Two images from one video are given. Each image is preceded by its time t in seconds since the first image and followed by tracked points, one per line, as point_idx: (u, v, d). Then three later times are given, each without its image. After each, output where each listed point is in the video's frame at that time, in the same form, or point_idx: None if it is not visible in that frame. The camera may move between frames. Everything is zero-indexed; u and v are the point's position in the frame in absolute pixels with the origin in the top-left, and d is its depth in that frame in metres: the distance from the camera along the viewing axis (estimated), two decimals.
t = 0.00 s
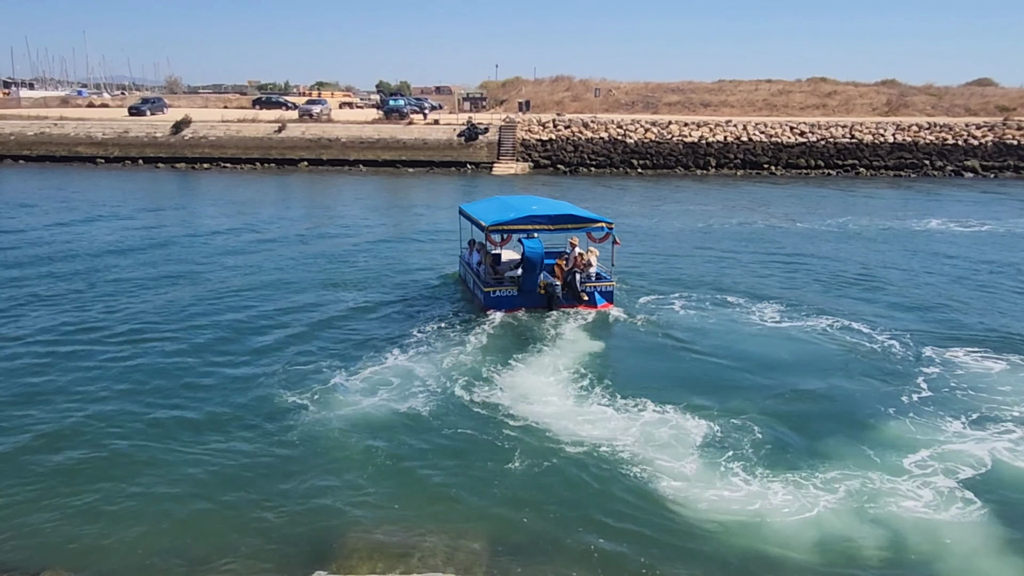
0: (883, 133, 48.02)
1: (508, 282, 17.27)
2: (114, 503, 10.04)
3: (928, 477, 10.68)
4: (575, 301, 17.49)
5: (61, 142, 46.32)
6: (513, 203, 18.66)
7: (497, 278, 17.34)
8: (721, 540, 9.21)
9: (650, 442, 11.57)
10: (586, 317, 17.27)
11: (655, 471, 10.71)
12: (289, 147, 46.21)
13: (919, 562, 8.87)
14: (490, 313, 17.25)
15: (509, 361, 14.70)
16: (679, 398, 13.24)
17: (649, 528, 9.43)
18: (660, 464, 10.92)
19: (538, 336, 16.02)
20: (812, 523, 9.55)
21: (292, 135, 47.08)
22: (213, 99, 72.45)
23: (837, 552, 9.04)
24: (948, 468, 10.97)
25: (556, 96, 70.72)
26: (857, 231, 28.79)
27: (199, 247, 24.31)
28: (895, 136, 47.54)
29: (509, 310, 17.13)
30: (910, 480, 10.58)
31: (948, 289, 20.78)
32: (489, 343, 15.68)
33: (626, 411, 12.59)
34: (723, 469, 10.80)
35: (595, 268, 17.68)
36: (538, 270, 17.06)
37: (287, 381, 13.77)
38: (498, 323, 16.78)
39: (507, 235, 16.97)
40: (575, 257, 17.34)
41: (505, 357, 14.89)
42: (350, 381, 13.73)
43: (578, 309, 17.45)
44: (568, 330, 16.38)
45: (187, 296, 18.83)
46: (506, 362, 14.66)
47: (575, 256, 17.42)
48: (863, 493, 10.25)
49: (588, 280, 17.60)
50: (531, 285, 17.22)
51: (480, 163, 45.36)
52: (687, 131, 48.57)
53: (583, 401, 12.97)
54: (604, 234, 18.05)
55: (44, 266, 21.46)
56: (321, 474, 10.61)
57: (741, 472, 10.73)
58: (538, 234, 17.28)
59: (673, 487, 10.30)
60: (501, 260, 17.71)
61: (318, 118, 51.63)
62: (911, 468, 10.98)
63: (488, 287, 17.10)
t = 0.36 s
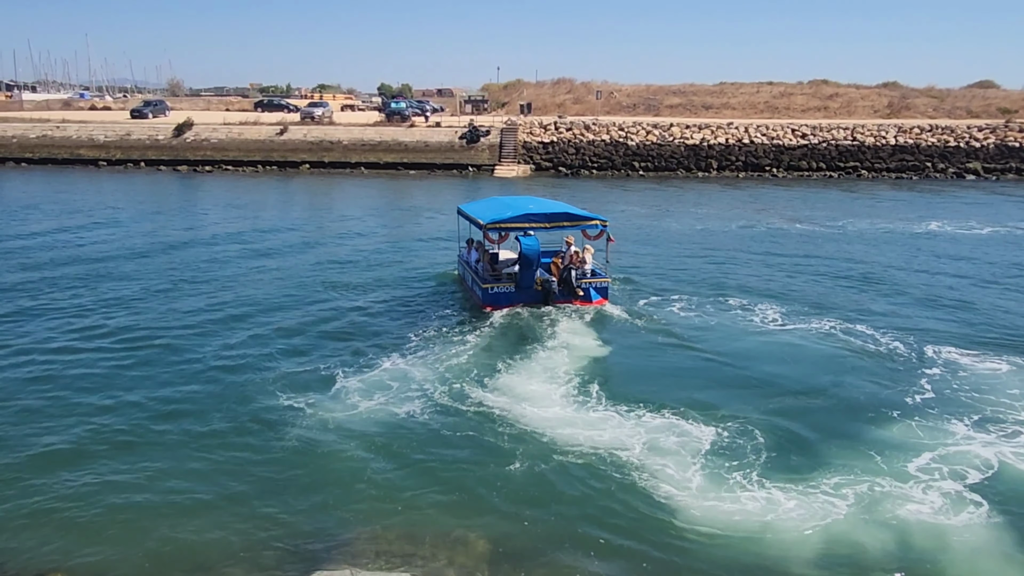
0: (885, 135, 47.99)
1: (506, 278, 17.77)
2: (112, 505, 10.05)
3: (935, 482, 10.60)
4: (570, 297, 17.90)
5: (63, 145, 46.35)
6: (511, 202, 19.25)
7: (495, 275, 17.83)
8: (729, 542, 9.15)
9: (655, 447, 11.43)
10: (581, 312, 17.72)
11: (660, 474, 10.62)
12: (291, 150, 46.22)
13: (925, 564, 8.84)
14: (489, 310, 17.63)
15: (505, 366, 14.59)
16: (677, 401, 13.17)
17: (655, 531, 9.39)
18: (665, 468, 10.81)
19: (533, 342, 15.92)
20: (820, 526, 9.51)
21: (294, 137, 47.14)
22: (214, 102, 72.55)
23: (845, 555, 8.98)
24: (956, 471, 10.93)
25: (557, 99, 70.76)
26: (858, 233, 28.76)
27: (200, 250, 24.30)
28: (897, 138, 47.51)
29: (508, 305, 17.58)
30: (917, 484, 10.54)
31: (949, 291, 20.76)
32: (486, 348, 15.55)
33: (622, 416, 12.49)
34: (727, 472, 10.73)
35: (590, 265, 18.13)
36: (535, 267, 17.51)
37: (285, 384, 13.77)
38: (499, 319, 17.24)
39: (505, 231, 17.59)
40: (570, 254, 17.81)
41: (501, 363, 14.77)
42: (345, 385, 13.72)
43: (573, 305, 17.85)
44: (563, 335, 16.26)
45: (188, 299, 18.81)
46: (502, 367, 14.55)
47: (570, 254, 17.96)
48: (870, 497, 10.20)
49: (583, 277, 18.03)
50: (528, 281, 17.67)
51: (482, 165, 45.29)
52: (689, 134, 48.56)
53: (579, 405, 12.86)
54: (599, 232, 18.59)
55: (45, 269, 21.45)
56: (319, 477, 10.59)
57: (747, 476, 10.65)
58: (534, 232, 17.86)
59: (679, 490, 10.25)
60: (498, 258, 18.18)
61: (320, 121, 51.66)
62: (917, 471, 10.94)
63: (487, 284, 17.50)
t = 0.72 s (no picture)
0: (886, 138, 48.01)
1: (502, 277, 18.33)
2: (114, 508, 10.12)
3: (939, 487, 10.60)
4: (565, 294, 18.47)
5: (66, 149, 46.50)
6: (506, 205, 19.81)
7: (492, 274, 18.39)
8: (734, 549, 9.16)
9: (663, 455, 11.39)
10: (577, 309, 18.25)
11: (666, 480, 10.62)
12: (293, 154, 46.32)
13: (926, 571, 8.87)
14: (486, 308, 18.20)
15: (504, 371, 14.60)
16: (675, 406, 13.19)
17: (660, 538, 9.40)
18: (671, 474, 10.79)
19: (533, 347, 15.91)
20: (825, 532, 9.50)
21: (295, 141, 47.25)
22: (216, 106, 72.75)
23: (850, 563, 8.98)
24: (966, 477, 10.94)
25: (559, 103, 70.88)
26: (860, 237, 28.80)
27: (202, 254, 24.41)
28: (899, 142, 47.52)
29: (505, 304, 18.12)
30: (927, 490, 10.52)
31: (950, 295, 20.79)
32: (486, 353, 15.55)
33: (618, 421, 12.51)
34: (732, 479, 10.72)
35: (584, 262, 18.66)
36: (529, 266, 18.08)
37: (284, 388, 13.81)
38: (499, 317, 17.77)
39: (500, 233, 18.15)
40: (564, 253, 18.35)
41: (500, 368, 14.79)
42: (343, 389, 13.76)
43: (568, 302, 18.40)
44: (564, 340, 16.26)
45: (190, 303, 18.92)
46: (501, 372, 14.56)
47: (565, 253, 18.50)
48: (876, 503, 10.18)
49: (577, 275, 18.57)
50: (523, 280, 18.25)
51: (484, 169, 45.30)
52: (690, 138, 48.63)
53: (574, 410, 12.89)
54: (592, 230, 19.15)
55: (48, 273, 21.54)
56: (317, 481, 10.64)
57: (753, 483, 10.63)
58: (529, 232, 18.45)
59: (683, 495, 10.25)
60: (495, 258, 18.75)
61: (322, 125, 51.81)
62: (924, 476, 10.94)
63: (484, 284, 18.08)
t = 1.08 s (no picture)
0: (888, 142, 48.04)
1: (499, 278, 18.94)
2: (118, 511, 10.20)
3: (945, 493, 10.61)
4: (559, 293, 19.15)
5: (69, 154, 46.63)
6: (503, 206, 20.49)
7: (489, 275, 19.01)
8: (739, 557, 9.14)
9: (674, 464, 11.28)
10: (572, 308, 18.94)
11: (673, 488, 10.59)
12: (295, 159, 46.43)
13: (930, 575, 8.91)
14: (484, 308, 18.77)
15: (502, 377, 14.58)
16: (672, 412, 13.14)
17: (663, 547, 9.38)
18: (679, 482, 10.77)
19: (531, 353, 15.86)
20: (829, 539, 9.50)
21: (297, 146, 47.35)
22: (219, 110, 72.89)
23: (855, 571, 8.95)
24: (974, 482, 10.96)
25: (561, 107, 71.03)
26: (861, 240, 28.83)
27: (204, 258, 24.50)
28: (900, 146, 47.54)
29: (501, 304, 18.69)
30: (935, 497, 10.51)
31: (951, 298, 20.77)
32: (485, 359, 15.52)
33: (613, 427, 12.47)
34: (736, 486, 10.69)
35: (577, 263, 19.36)
36: (525, 266, 18.74)
37: (282, 393, 13.82)
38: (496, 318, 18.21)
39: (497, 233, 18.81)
40: (559, 254, 19.06)
41: (498, 374, 14.77)
42: (341, 394, 13.77)
43: (562, 301, 19.07)
44: (563, 347, 16.20)
45: (193, 307, 19.01)
46: (499, 378, 14.53)
47: (559, 254, 19.24)
48: (882, 510, 10.16)
49: (571, 274, 19.26)
50: (519, 279, 18.87)
51: (485, 173, 45.38)
52: (692, 142, 48.69)
53: (569, 416, 12.88)
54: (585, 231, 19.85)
55: (51, 278, 21.63)
56: (315, 488, 10.64)
57: (761, 491, 10.60)
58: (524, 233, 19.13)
59: (687, 501, 10.29)
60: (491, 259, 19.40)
61: (324, 130, 51.95)
62: (929, 480, 10.97)
63: (481, 284, 18.66)
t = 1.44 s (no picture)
0: (890, 146, 48.01)
1: (496, 277, 19.51)
2: (117, 516, 10.17)
3: (951, 499, 10.55)
4: (555, 293, 19.71)
5: (72, 159, 46.66)
6: (500, 209, 21.08)
7: (486, 275, 19.57)
8: (744, 566, 9.07)
9: (687, 476, 11.05)
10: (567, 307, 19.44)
11: (684, 499, 10.43)
12: (298, 163, 46.45)
13: None
14: (481, 306, 19.34)
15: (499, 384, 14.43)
16: (672, 417, 13.06)
17: (667, 554, 9.32)
18: (691, 492, 10.62)
19: (529, 360, 15.75)
20: (838, 548, 9.40)
21: (300, 151, 47.37)
22: (221, 115, 72.98)
23: None
24: (982, 487, 10.93)
25: (563, 112, 71.10)
26: (863, 244, 28.80)
27: (205, 263, 24.50)
28: (902, 149, 47.50)
29: (498, 303, 19.25)
30: (943, 503, 10.44)
31: (954, 302, 20.72)
32: (483, 365, 15.43)
33: (611, 433, 12.35)
34: (739, 494, 10.58)
35: (573, 264, 19.90)
36: (521, 266, 19.31)
37: (282, 397, 13.81)
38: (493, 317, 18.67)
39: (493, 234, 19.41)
40: (555, 255, 19.60)
41: (495, 379, 14.67)
42: (340, 398, 13.74)
43: (558, 301, 19.63)
44: (563, 354, 16.08)
45: (194, 312, 19.00)
46: (496, 384, 14.43)
47: (555, 255, 19.79)
48: (889, 516, 10.10)
49: (567, 275, 19.81)
50: (516, 279, 19.43)
51: (487, 178, 45.35)
52: (694, 146, 48.68)
53: (566, 421, 12.75)
54: (580, 233, 20.42)
55: (53, 283, 21.63)
56: (313, 492, 10.62)
57: (768, 500, 10.48)
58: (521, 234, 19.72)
59: (691, 509, 10.19)
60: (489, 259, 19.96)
61: (326, 134, 52.00)
62: (936, 486, 10.92)
63: (479, 283, 19.24)
